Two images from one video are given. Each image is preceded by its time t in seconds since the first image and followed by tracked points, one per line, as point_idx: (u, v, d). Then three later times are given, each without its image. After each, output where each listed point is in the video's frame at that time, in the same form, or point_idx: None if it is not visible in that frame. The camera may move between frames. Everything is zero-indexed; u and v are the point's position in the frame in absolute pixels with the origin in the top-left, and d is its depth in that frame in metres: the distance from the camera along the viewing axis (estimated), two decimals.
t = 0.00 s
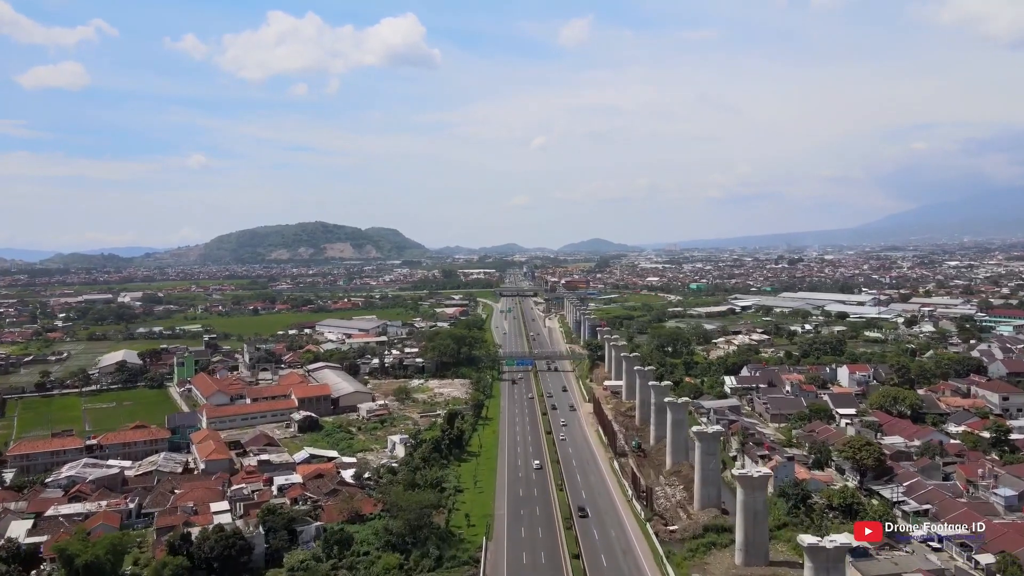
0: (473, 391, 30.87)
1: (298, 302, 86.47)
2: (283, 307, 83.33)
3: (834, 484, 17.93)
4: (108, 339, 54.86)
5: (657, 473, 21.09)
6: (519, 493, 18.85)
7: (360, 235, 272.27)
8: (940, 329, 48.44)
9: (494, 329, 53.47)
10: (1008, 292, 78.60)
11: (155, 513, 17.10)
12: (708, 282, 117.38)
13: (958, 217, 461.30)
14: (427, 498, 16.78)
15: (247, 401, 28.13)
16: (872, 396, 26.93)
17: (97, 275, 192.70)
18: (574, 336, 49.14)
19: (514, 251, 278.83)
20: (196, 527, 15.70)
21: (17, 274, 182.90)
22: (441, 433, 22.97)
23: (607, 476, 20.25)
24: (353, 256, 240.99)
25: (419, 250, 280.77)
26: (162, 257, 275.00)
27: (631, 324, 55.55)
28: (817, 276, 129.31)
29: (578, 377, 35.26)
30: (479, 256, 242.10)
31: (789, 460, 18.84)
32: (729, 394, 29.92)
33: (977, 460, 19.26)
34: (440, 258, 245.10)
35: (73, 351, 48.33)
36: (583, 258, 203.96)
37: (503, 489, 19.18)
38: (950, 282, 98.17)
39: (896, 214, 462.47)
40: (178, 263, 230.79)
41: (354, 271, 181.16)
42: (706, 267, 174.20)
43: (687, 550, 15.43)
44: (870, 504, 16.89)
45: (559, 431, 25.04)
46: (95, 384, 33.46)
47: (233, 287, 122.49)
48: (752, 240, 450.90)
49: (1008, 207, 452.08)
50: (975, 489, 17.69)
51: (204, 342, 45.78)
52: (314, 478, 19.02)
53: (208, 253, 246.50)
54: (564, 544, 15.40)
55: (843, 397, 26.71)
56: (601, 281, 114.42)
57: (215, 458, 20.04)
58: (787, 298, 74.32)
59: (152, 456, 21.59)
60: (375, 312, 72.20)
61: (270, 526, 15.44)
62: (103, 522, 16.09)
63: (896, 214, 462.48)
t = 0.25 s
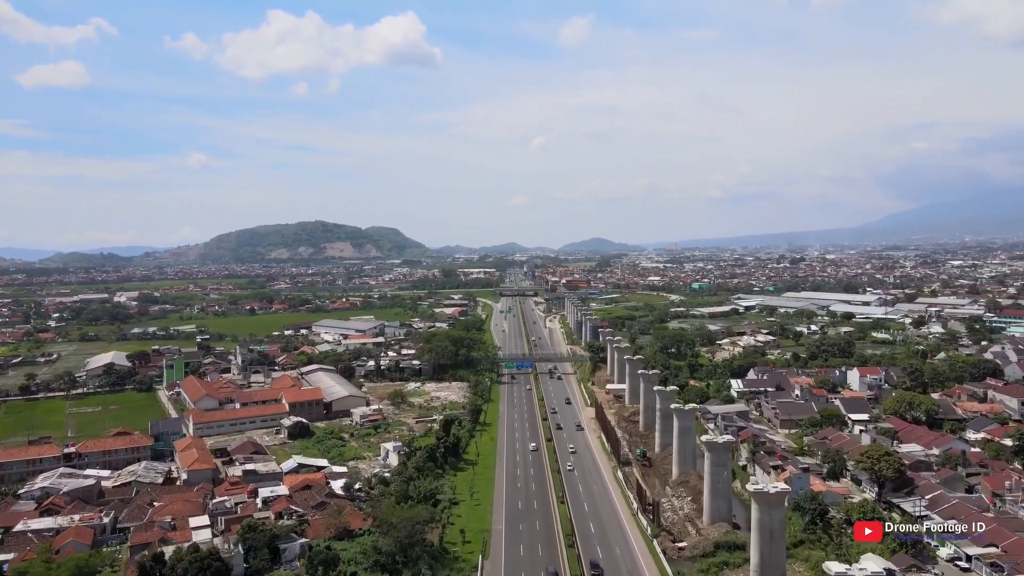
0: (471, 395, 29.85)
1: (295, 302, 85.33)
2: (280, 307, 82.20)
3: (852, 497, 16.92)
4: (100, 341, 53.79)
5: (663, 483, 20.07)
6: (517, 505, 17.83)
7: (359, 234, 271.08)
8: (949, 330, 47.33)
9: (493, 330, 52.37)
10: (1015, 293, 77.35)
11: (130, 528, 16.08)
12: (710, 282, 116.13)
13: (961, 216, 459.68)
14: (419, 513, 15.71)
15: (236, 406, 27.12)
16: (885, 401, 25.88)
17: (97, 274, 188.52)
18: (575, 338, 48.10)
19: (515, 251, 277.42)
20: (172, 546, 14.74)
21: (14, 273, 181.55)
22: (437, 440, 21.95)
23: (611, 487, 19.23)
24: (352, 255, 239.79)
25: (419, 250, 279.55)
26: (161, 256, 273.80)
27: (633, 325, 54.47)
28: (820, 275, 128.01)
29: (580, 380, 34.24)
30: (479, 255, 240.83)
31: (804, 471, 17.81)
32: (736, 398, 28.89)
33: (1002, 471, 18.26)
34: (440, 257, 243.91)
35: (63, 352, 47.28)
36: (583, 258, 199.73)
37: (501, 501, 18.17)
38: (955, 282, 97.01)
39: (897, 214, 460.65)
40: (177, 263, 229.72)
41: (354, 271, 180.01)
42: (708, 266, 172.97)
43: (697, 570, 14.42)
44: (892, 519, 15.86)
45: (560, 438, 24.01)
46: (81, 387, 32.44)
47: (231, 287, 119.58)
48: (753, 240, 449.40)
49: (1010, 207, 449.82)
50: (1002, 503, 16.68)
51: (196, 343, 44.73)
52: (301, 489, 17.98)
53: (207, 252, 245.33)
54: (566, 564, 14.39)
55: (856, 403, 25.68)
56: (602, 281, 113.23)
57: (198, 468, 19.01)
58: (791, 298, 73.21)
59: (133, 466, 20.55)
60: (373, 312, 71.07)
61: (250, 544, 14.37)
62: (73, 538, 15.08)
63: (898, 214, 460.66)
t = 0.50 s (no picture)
0: (468, 400, 28.86)
1: (292, 302, 84.22)
2: (277, 307, 81.15)
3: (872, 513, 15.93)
4: (92, 342, 52.77)
5: (670, 495, 19.08)
6: (516, 520, 16.85)
7: (359, 233, 269.98)
8: (959, 331, 46.25)
9: (493, 331, 51.36)
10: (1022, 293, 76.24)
11: (102, 545, 15.09)
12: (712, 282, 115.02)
13: (962, 216, 458.22)
14: (410, 529, 14.67)
15: (224, 411, 26.14)
16: (899, 406, 24.88)
17: (95, 274, 186.75)
18: (576, 339, 47.08)
19: (515, 250, 276.47)
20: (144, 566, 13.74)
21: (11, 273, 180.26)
22: (432, 448, 20.96)
23: (614, 499, 18.23)
24: (352, 255, 238.68)
25: (419, 249, 278.45)
26: (160, 256, 272.65)
27: (635, 326, 53.43)
28: (823, 275, 126.86)
29: (581, 383, 33.25)
30: (478, 254, 239.66)
31: (820, 483, 16.80)
32: (743, 402, 27.89)
33: None
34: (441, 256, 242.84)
35: (53, 354, 46.25)
36: (584, 258, 194.78)
37: (499, 515, 17.17)
38: (959, 282, 95.89)
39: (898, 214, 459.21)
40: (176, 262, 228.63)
41: (353, 270, 178.86)
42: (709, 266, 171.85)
43: None
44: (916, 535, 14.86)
45: (561, 445, 23.02)
46: (67, 391, 31.43)
47: (228, 288, 118.05)
48: (754, 239, 448.10)
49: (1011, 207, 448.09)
50: None
51: (188, 345, 43.70)
52: (287, 503, 16.98)
53: (206, 252, 244.28)
54: None
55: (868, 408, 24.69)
56: (603, 281, 112.10)
57: (178, 479, 18.02)
58: (795, 298, 72.15)
59: (112, 476, 19.56)
60: (371, 313, 69.96)
61: (227, 566, 13.35)
62: (39, 558, 14.09)
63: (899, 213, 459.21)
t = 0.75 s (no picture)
0: (465, 405, 27.87)
1: (289, 302, 83.21)
2: (274, 307, 80.10)
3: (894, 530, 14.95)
4: (83, 343, 51.75)
5: (677, 509, 18.08)
6: (513, 536, 15.85)
7: (359, 233, 269.00)
8: (969, 332, 45.24)
9: (492, 333, 50.31)
10: None
11: (70, 566, 14.09)
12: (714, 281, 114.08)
13: (964, 216, 456.99)
14: (400, 548, 13.63)
15: (212, 417, 25.13)
16: (914, 413, 23.86)
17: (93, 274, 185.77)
18: (577, 341, 46.08)
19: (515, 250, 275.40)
20: None
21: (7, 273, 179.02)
22: (426, 458, 19.95)
23: (618, 513, 17.23)
24: (351, 254, 237.69)
25: (419, 249, 277.52)
26: (159, 256, 271.72)
27: (637, 327, 52.42)
28: (825, 275, 125.84)
29: (582, 387, 32.26)
30: (478, 254, 238.66)
31: (839, 498, 15.79)
32: (751, 407, 26.89)
33: None
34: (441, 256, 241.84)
35: (42, 356, 45.27)
36: (584, 258, 193.45)
37: (496, 531, 16.17)
38: (964, 282, 94.81)
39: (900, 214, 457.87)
40: (174, 262, 227.66)
41: (352, 270, 177.80)
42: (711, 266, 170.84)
43: None
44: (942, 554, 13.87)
45: (562, 454, 22.01)
46: (51, 395, 30.43)
47: (225, 287, 117.18)
48: (754, 239, 446.86)
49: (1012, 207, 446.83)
50: None
51: (180, 347, 42.68)
52: (270, 518, 15.97)
53: (205, 252, 243.24)
54: None
55: (882, 414, 23.70)
56: (604, 281, 111.06)
57: (155, 493, 17.05)
58: (799, 299, 71.13)
59: (87, 487, 18.54)
60: (369, 313, 68.99)
61: None
62: None
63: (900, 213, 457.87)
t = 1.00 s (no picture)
0: (463, 411, 26.85)
1: (286, 303, 82.19)
2: (270, 308, 79.03)
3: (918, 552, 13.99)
4: (75, 345, 50.72)
5: (684, 524, 17.06)
6: (510, 555, 14.85)
7: (358, 233, 268.03)
8: (978, 334, 44.24)
9: (491, 334, 49.25)
10: None
11: None
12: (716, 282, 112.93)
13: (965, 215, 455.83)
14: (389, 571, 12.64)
15: (197, 424, 24.13)
16: (931, 420, 22.82)
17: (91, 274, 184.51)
18: (578, 343, 45.04)
19: (514, 250, 274.31)
20: None
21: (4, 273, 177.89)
22: (420, 469, 18.95)
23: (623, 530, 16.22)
24: (351, 254, 236.60)
25: (419, 249, 276.38)
26: (158, 256, 270.76)
27: (639, 329, 51.42)
28: (828, 275, 124.68)
29: (583, 391, 31.23)
30: (478, 254, 237.15)
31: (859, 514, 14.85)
32: (759, 414, 25.89)
33: None
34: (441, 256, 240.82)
35: (31, 358, 44.22)
36: (585, 258, 193.64)
37: (492, 549, 15.17)
38: (969, 282, 93.69)
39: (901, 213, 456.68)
40: (173, 262, 226.61)
41: (351, 270, 176.71)
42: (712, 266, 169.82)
43: None
44: None
45: (562, 463, 21.01)
46: (34, 400, 29.42)
47: (222, 287, 116.28)
48: (755, 239, 445.83)
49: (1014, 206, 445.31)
50: None
51: (171, 349, 41.66)
52: (251, 536, 14.96)
53: (203, 251, 242.17)
54: None
55: (897, 421, 22.68)
56: (605, 281, 110.08)
57: (130, 508, 16.06)
58: (804, 299, 70.08)
59: (61, 500, 17.54)
60: (367, 314, 68.01)
61: None
62: None
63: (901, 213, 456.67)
